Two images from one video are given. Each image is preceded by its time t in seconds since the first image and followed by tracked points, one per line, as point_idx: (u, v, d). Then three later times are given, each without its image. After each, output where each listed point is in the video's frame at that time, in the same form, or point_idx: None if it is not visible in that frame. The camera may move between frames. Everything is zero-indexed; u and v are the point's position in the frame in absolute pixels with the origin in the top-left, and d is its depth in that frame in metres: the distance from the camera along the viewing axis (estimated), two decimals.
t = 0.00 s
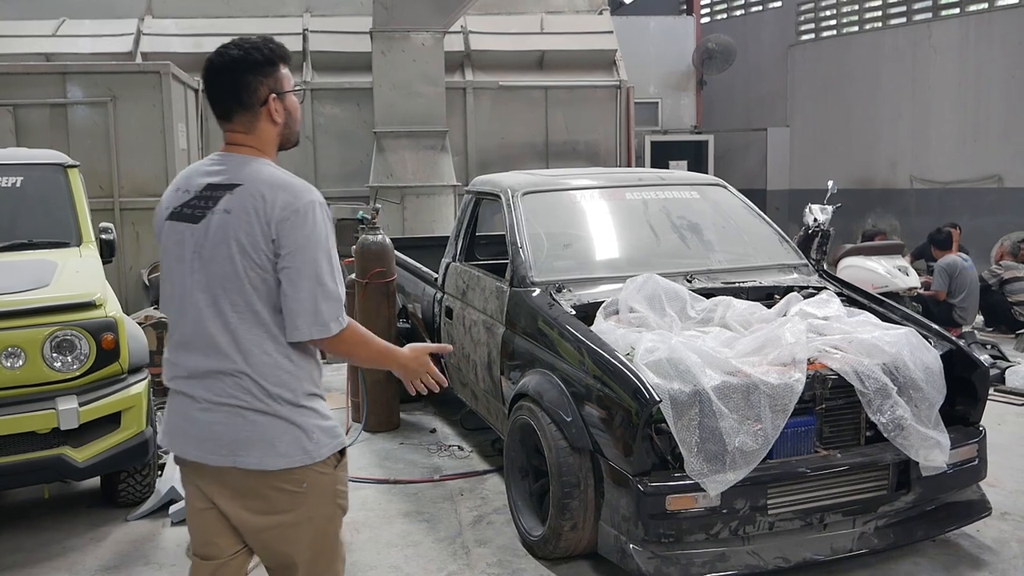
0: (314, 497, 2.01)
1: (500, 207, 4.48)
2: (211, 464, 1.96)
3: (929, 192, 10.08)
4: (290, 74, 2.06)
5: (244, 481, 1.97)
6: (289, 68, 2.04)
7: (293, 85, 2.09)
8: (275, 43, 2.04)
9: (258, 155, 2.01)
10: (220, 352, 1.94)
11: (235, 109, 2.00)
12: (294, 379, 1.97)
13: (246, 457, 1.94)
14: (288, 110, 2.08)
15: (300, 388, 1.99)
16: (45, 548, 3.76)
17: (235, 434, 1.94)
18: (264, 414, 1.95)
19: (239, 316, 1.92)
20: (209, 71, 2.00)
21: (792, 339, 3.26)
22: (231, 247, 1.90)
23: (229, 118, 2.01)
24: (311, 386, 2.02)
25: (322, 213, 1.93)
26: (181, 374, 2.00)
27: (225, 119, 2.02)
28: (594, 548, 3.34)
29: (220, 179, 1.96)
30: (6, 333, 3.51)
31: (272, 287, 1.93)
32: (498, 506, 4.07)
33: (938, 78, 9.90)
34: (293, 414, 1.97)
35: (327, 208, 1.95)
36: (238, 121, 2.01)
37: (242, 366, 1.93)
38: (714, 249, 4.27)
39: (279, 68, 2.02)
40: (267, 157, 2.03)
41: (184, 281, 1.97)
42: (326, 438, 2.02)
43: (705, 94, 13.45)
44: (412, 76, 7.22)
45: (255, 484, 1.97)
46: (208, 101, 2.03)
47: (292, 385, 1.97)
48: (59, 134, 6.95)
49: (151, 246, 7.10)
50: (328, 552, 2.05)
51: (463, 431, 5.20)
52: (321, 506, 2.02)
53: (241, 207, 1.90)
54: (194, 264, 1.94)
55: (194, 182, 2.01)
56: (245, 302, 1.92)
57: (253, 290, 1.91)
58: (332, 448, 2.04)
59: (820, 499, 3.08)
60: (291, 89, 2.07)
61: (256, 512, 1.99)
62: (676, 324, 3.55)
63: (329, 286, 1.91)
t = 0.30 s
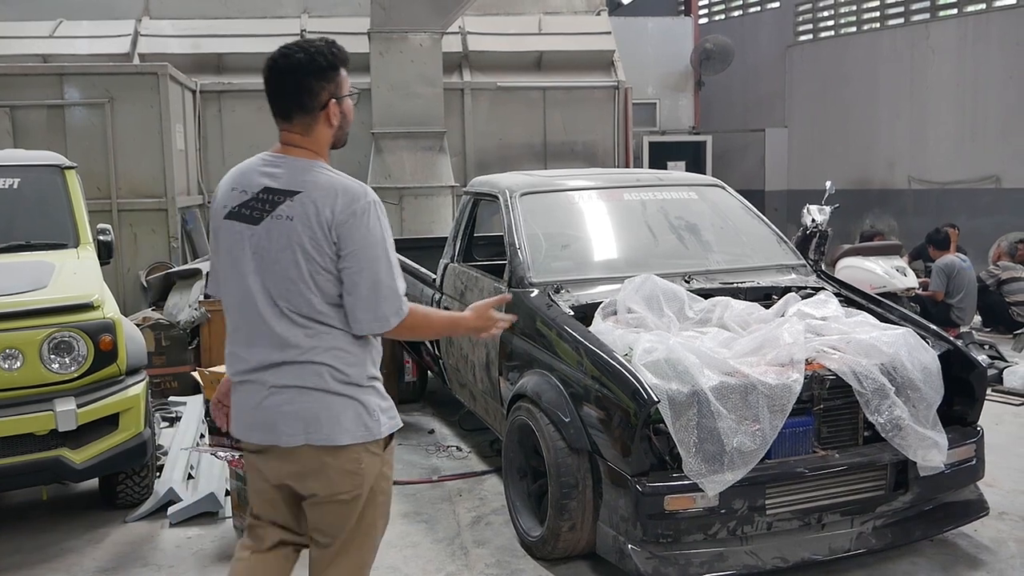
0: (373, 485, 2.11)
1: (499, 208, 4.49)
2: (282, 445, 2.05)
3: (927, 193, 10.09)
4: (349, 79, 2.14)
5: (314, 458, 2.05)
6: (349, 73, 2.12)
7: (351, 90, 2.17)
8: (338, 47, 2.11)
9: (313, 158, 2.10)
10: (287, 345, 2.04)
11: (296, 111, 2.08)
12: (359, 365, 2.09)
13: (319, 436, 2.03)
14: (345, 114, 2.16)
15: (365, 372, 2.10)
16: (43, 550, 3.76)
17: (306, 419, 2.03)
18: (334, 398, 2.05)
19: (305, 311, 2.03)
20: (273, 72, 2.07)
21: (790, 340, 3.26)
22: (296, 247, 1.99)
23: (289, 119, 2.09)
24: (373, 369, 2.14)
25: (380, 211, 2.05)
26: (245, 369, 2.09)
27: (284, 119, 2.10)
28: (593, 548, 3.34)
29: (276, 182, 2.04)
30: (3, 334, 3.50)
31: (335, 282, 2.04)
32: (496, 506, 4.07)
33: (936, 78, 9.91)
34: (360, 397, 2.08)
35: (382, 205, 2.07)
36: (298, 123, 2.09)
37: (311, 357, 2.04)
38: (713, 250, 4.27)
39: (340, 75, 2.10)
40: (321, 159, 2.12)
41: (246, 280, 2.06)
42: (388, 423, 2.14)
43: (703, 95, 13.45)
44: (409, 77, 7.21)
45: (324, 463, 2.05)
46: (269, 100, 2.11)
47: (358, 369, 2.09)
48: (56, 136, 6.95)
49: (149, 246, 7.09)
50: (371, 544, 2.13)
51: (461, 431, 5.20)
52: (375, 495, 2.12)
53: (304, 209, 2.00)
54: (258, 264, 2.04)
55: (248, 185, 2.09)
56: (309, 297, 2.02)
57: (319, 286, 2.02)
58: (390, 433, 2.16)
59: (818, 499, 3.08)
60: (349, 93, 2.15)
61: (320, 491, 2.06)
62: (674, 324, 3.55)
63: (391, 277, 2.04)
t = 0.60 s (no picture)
0: (385, 483, 2.20)
1: (495, 206, 4.48)
2: (302, 434, 2.17)
3: (923, 190, 10.10)
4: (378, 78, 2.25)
5: (332, 449, 2.16)
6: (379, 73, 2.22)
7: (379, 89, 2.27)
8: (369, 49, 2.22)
9: (344, 154, 2.21)
10: (312, 336, 2.14)
11: (329, 109, 2.18)
12: (379, 361, 2.17)
13: (335, 429, 2.13)
14: (373, 112, 2.26)
15: (385, 370, 2.19)
16: (40, 550, 3.75)
17: (325, 410, 2.13)
18: (352, 392, 2.14)
19: (331, 304, 2.12)
20: (308, 71, 2.17)
21: (787, 338, 3.26)
22: (325, 242, 2.10)
23: (322, 116, 2.19)
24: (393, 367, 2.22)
25: (409, 210, 2.14)
26: (277, 357, 2.21)
27: (317, 116, 2.20)
28: (590, 547, 3.34)
29: (312, 178, 2.15)
30: None
31: (361, 277, 2.13)
32: (494, 505, 4.07)
33: (932, 77, 9.93)
34: (377, 393, 2.16)
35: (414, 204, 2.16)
36: (330, 120, 2.19)
37: (336, 349, 2.14)
38: (709, 248, 4.27)
39: (369, 75, 2.20)
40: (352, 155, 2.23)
41: (280, 271, 2.17)
42: (404, 421, 2.22)
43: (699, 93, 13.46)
44: (406, 76, 7.19)
45: (340, 453, 2.15)
46: (302, 97, 2.20)
47: (378, 365, 2.17)
48: (51, 135, 6.95)
49: (145, 245, 7.08)
50: (380, 542, 2.22)
51: (459, 430, 5.20)
52: (386, 494, 2.21)
53: (335, 205, 2.09)
54: (290, 257, 2.14)
55: (286, 179, 2.19)
56: (337, 290, 2.12)
57: (345, 281, 2.11)
58: (406, 431, 2.24)
59: (815, 497, 3.09)
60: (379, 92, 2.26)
61: (335, 481, 2.17)
62: (670, 322, 3.55)
63: (413, 277, 2.12)
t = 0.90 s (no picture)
0: (390, 480, 2.25)
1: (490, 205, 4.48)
2: (313, 422, 2.26)
3: (918, 188, 10.12)
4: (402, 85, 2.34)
5: (341, 438, 2.24)
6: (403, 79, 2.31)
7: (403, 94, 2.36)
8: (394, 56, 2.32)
9: (366, 154, 2.28)
10: (327, 329, 2.23)
11: (354, 109, 2.26)
12: (389, 355, 2.23)
13: (343, 418, 2.20)
14: (396, 116, 2.35)
15: (396, 363, 2.25)
16: (33, 549, 3.74)
17: (334, 398, 2.22)
18: (361, 383, 2.21)
19: (343, 299, 2.20)
20: (334, 74, 2.26)
21: (781, 337, 3.27)
22: (338, 240, 2.18)
23: (346, 117, 2.28)
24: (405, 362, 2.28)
25: (417, 208, 2.18)
26: (298, 349, 2.32)
27: (342, 116, 2.28)
28: (584, 545, 3.34)
29: (330, 178, 2.23)
30: None
31: (371, 273, 2.20)
32: (488, 503, 4.07)
33: (926, 75, 9.95)
34: (385, 387, 2.23)
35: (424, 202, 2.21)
36: (354, 121, 2.28)
37: (347, 341, 2.22)
38: (703, 247, 4.27)
39: (394, 80, 2.29)
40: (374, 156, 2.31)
41: (301, 267, 2.27)
42: (411, 419, 2.26)
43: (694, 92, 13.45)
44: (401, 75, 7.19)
45: (347, 442, 2.22)
46: (329, 98, 2.29)
47: (389, 359, 2.24)
48: (45, 134, 6.92)
49: (139, 244, 7.06)
50: (382, 540, 2.26)
51: (453, 428, 5.20)
52: (391, 492, 2.25)
53: (347, 203, 2.17)
54: (308, 253, 2.25)
55: (309, 179, 2.29)
56: (349, 286, 2.19)
57: (355, 276, 2.19)
58: (413, 428, 2.27)
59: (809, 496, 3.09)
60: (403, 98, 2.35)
61: (341, 470, 2.24)
62: (665, 321, 3.55)
63: (419, 273, 2.16)
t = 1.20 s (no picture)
0: (394, 466, 2.34)
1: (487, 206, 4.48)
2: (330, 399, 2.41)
3: (915, 188, 10.13)
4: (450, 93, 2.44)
5: (351, 420, 2.37)
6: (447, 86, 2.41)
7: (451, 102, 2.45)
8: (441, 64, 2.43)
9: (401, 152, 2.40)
10: (348, 312, 2.37)
11: (396, 110, 2.39)
12: (395, 340, 2.33)
13: (351, 399, 2.33)
14: (440, 122, 2.44)
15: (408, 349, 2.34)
16: (31, 551, 3.73)
17: (345, 379, 2.36)
18: (368, 365, 2.33)
19: (361, 284, 2.32)
20: (385, 78, 2.41)
21: (778, 337, 3.27)
22: (361, 229, 2.30)
23: (389, 117, 2.41)
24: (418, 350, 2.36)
25: (434, 204, 2.25)
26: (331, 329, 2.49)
27: (386, 116, 2.42)
28: (583, 545, 3.35)
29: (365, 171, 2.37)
30: None
31: (389, 263, 2.30)
32: (487, 504, 4.07)
33: (924, 75, 9.96)
34: (389, 371, 2.33)
35: (439, 195, 2.27)
36: (395, 121, 2.41)
37: (360, 323, 2.34)
38: (700, 247, 4.27)
39: (438, 86, 2.40)
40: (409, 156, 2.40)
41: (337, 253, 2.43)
42: (416, 406, 2.34)
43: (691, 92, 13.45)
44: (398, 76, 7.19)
45: (355, 425, 2.35)
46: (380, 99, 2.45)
47: (402, 345, 2.34)
48: (42, 135, 6.92)
49: (137, 245, 7.06)
50: (389, 526, 2.35)
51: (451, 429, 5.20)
52: (396, 478, 2.35)
53: (371, 194, 2.28)
54: (341, 240, 2.41)
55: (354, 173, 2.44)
56: (365, 271, 2.31)
57: (371, 263, 2.30)
58: (416, 415, 2.35)
59: (808, 495, 3.09)
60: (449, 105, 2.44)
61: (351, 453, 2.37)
62: (662, 321, 3.55)
63: (423, 263, 2.23)
